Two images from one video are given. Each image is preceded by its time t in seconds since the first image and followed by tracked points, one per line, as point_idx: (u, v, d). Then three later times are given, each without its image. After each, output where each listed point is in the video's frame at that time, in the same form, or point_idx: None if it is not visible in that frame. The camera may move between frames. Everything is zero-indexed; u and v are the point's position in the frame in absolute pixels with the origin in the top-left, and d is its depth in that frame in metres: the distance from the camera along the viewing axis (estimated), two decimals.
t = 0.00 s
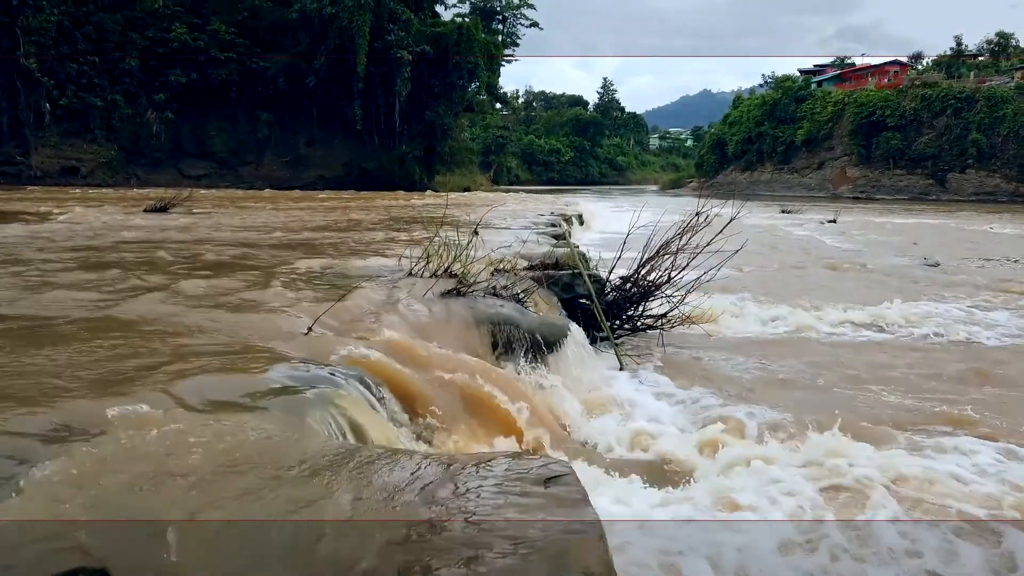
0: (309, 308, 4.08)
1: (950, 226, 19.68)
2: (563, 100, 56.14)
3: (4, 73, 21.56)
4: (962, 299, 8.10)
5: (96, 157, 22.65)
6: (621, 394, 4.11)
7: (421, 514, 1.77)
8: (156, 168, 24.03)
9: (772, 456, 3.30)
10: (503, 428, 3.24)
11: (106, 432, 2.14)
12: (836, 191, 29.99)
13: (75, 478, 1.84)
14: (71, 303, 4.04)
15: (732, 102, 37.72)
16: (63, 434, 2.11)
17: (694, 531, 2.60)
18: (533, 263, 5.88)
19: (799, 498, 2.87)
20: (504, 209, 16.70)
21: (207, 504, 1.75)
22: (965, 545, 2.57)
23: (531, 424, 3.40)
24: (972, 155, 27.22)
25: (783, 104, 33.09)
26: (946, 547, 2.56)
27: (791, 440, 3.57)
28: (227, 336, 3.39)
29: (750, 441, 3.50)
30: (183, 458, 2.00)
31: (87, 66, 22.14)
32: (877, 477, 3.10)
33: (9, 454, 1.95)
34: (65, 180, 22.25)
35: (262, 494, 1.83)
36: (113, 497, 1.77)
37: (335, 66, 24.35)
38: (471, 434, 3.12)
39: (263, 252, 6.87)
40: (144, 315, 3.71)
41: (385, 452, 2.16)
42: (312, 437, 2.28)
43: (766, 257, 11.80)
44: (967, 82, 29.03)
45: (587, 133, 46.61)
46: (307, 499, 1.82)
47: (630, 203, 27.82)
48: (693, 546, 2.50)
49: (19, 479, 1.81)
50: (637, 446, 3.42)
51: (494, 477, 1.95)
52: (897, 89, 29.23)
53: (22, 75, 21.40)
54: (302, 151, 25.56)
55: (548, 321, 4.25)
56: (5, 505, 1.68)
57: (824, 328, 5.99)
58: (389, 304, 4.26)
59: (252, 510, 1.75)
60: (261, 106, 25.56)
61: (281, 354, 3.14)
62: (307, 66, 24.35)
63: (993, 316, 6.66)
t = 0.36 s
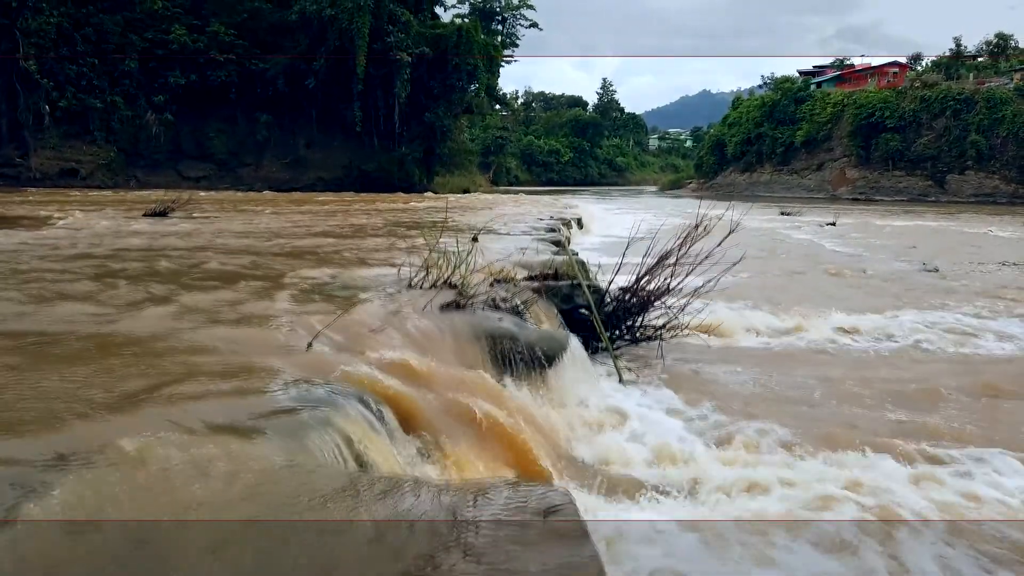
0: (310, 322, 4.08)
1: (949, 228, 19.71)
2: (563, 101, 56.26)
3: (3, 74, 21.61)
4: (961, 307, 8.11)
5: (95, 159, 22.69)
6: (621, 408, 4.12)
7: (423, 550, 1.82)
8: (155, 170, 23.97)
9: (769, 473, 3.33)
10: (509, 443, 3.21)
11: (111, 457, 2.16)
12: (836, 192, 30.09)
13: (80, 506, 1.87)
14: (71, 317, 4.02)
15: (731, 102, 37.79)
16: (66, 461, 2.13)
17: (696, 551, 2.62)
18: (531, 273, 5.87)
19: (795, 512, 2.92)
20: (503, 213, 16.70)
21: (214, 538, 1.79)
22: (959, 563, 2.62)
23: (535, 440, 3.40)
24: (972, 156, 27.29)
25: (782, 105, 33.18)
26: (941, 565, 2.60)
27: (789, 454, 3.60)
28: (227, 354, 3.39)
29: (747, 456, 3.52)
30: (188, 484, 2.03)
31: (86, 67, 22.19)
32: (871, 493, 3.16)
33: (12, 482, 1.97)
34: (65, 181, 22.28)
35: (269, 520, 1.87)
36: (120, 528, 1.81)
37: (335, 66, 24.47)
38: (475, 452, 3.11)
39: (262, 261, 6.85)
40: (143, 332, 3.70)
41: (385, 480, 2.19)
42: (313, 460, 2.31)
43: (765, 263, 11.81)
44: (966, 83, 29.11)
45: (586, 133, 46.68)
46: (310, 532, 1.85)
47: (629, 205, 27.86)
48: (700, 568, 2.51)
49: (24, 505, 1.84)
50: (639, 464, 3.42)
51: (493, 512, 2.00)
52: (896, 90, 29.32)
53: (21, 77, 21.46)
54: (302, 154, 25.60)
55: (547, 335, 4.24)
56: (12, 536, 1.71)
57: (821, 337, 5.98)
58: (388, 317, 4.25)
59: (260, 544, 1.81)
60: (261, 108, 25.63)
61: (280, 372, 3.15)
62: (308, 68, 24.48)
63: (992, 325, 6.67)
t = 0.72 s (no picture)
0: (309, 337, 4.08)
1: (948, 231, 19.77)
2: (562, 101, 56.27)
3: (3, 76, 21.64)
4: (959, 314, 8.14)
5: (94, 161, 22.73)
6: (622, 424, 4.11)
7: None
8: (155, 171, 24.01)
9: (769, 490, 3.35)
10: (506, 462, 3.20)
11: (114, 488, 2.18)
12: (835, 193, 30.15)
13: (80, 538, 1.89)
14: (71, 333, 4.01)
15: (731, 103, 37.83)
16: (65, 492, 2.14)
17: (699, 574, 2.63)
18: (531, 284, 5.87)
19: (796, 532, 2.95)
20: (503, 217, 16.73)
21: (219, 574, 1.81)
22: None
23: (535, 458, 3.38)
24: (971, 158, 27.31)
25: (781, 106, 33.25)
26: None
27: (788, 469, 3.62)
28: (228, 373, 3.38)
29: (746, 471, 3.54)
30: (185, 515, 2.05)
31: (86, 69, 22.22)
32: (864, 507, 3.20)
33: (12, 515, 1.99)
34: (64, 183, 22.32)
35: (265, 552, 1.90)
36: (123, 561, 1.83)
37: (334, 67, 24.48)
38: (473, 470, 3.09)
39: (262, 270, 6.85)
40: (143, 349, 3.70)
41: (386, 512, 2.22)
42: (314, 483, 2.32)
43: (763, 266, 11.84)
44: (966, 85, 29.16)
45: (585, 134, 46.74)
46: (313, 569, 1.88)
47: (629, 207, 27.91)
48: None
49: (27, 544, 1.86)
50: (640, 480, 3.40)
51: (493, 545, 2.05)
52: (895, 91, 29.36)
53: (20, 79, 21.48)
54: (302, 156, 25.61)
55: (548, 350, 4.25)
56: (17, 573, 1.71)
57: (820, 346, 6.00)
58: (388, 332, 4.24)
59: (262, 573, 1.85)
60: (260, 109, 25.65)
61: (280, 392, 3.15)
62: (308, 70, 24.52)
63: (989, 334, 6.70)
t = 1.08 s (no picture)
0: (310, 352, 4.09)
1: (947, 234, 19.81)
2: (563, 102, 56.36)
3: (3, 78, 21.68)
4: (958, 322, 8.17)
5: (93, 163, 22.77)
6: (620, 440, 4.14)
7: None
8: (155, 173, 24.06)
9: (766, 507, 3.37)
10: (506, 482, 3.21)
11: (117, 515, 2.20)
12: (834, 194, 30.20)
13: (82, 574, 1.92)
14: (71, 348, 4.01)
15: (731, 104, 37.91)
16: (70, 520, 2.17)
17: None
18: (530, 294, 5.87)
19: (795, 557, 2.98)
20: (502, 220, 16.76)
21: None
22: None
23: (531, 476, 3.41)
24: (970, 159, 27.33)
25: (780, 107, 33.35)
26: None
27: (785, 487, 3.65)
28: (230, 391, 3.39)
29: (743, 487, 3.57)
30: (188, 549, 2.08)
31: (85, 71, 22.26)
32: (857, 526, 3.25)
33: (16, 543, 2.02)
34: (63, 185, 22.33)
35: None
36: None
37: (334, 68, 24.51)
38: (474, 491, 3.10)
39: (263, 278, 6.88)
40: (144, 365, 3.70)
41: (384, 545, 2.25)
42: (314, 510, 2.35)
43: (762, 271, 11.87)
44: (965, 86, 29.22)
45: (585, 135, 46.86)
46: None
47: (629, 208, 27.94)
48: None
49: None
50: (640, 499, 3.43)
51: None
52: (895, 92, 29.41)
53: (20, 81, 21.53)
54: (302, 158, 25.67)
55: (546, 364, 4.27)
56: None
57: (817, 356, 6.03)
58: (389, 347, 4.24)
59: None
60: (260, 111, 25.71)
61: (281, 411, 3.17)
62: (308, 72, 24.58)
63: (987, 344, 6.73)
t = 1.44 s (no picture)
0: (309, 367, 4.09)
1: (946, 236, 19.87)
2: (562, 103, 56.48)
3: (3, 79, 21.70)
4: (955, 330, 8.21)
5: (93, 165, 22.78)
6: (617, 452, 4.16)
7: None
8: (154, 175, 24.07)
9: (766, 528, 3.37)
10: (505, 499, 3.22)
11: (120, 545, 2.21)
12: (834, 196, 30.25)
13: None
14: (72, 364, 4.02)
15: (730, 105, 37.99)
16: (72, 549, 2.18)
17: None
18: (529, 305, 5.88)
19: None
20: (502, 224, 16.80)
21: None
22: None
23: (530, 495, 3.40)
24: (969, 161, 27.36)
25: (780, 109, 33.43)
26: None
27: (786, 503, 3.65)
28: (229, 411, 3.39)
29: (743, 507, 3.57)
30: None
31: (85, 73, 22.28)
32: (852, 548, 3.27)
33: None
34: (63, 187, 22.35)
35: None
36: None
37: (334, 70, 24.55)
38: (475, 510, 3.11)
39: (264, 288, 6.90)
40: (142, 383, 3.69)
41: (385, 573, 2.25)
42: (314, 537, 2.35)
43: (762, 277, 11.90)
44: (964, 88, 29.30)
45: (585, 135, 46.96)
46: None
47: (628, 210, 28.01)
48: None
49: None
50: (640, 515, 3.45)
51: None
52: (894, 93, 29.47)
53: (19, 83, 21.54)
54: (301, 159, 25.70)
55: (545, 379, 4.27)
56: None
57: (815, 367, 6.06)
58: (386, 362, 4.23)
59: None
60: (259, 113, 25.74)
61: (282, 431, 3.18)
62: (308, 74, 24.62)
63: (984, 354, 6.77)
